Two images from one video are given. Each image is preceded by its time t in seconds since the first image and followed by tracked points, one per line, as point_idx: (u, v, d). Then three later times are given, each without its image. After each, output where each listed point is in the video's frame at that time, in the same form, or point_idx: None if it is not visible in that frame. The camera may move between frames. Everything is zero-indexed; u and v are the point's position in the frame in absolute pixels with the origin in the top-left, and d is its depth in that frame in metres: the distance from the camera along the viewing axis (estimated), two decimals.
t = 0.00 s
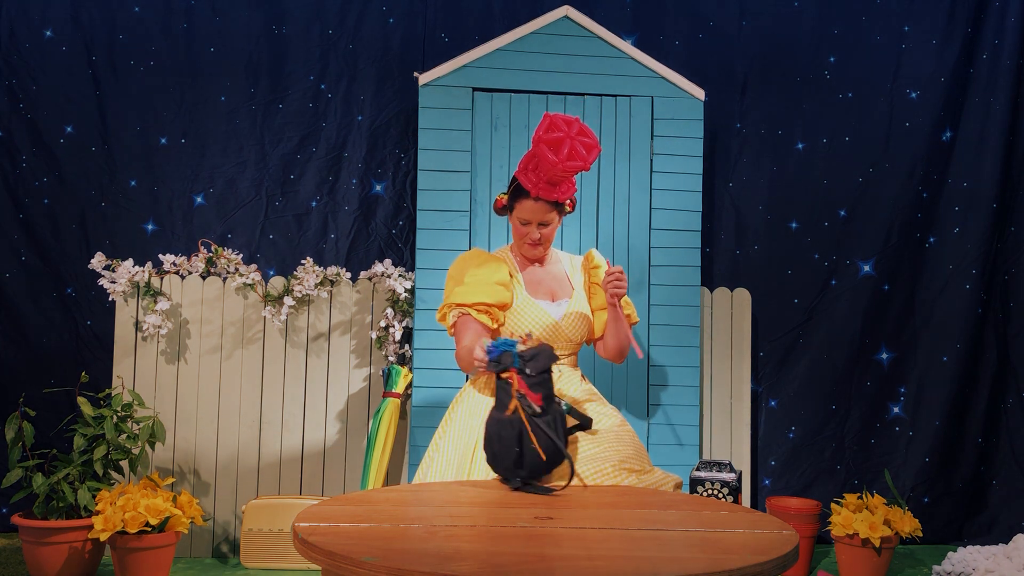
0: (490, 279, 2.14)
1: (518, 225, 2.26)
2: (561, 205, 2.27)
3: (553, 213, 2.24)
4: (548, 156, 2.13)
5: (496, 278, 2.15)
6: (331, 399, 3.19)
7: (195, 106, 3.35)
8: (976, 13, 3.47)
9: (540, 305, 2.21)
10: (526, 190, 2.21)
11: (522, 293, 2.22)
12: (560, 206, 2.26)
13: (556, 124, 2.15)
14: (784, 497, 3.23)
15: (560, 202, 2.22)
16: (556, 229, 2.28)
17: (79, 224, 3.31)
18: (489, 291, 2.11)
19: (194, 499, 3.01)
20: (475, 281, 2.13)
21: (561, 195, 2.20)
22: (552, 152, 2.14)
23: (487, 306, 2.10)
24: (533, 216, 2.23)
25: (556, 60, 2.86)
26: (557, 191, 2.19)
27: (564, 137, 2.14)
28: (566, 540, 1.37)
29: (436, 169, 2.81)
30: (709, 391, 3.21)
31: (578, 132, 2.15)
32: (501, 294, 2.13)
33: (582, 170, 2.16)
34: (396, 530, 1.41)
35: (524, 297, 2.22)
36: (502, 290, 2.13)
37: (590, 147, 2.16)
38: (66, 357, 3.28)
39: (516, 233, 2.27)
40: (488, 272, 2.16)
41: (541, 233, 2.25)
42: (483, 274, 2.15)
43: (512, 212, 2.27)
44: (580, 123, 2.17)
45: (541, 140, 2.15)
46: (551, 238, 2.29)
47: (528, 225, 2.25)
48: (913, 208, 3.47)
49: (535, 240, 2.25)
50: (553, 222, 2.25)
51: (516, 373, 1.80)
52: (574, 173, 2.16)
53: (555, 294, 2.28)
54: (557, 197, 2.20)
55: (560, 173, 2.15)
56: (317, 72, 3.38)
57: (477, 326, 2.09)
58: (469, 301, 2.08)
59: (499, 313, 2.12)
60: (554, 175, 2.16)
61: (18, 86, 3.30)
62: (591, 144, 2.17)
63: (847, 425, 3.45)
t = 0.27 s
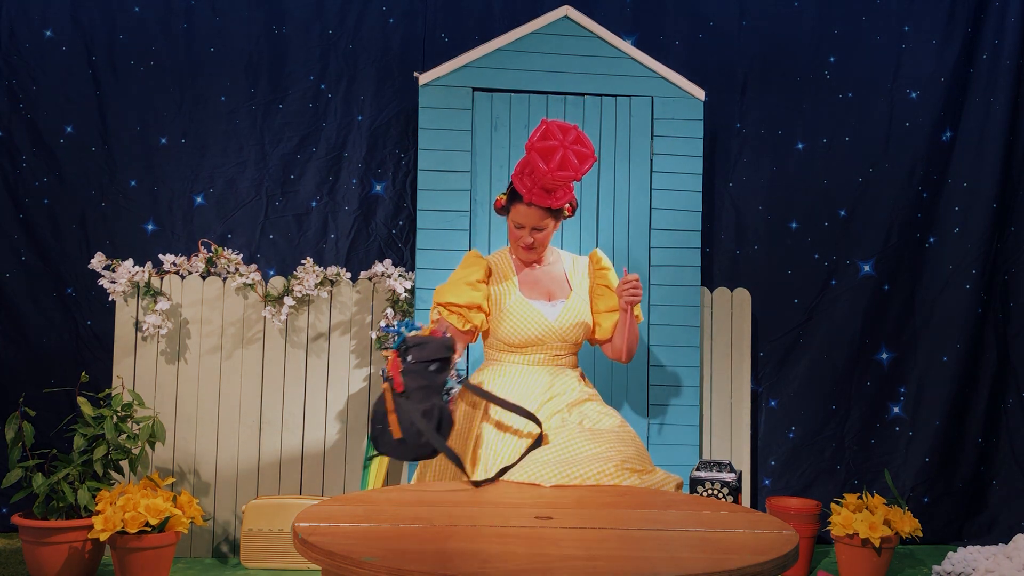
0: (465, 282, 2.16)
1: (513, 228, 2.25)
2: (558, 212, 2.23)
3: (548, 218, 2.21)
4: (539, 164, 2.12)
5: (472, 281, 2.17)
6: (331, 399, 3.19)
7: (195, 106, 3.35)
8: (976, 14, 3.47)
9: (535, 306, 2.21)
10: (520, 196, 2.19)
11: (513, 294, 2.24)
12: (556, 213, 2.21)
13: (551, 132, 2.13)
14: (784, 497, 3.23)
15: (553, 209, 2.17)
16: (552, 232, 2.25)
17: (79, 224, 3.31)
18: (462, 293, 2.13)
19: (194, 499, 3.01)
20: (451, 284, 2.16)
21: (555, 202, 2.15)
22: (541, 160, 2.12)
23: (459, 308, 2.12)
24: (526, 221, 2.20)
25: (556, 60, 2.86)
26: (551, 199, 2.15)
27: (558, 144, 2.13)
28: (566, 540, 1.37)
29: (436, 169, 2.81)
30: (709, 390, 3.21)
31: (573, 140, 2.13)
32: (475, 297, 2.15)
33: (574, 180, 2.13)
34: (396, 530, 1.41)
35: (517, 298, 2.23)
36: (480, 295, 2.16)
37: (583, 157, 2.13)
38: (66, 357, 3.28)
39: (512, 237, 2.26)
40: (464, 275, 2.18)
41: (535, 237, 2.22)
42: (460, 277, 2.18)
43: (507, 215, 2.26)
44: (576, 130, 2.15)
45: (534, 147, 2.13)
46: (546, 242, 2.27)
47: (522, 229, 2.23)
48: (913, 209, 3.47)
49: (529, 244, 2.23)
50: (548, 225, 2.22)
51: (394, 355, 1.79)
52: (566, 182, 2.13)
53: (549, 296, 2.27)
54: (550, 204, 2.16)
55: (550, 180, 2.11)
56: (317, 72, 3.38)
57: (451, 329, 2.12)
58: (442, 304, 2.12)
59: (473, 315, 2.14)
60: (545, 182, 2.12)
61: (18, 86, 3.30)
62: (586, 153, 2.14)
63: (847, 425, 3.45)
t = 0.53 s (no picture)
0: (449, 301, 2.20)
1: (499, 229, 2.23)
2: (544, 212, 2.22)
3: (535, 219, 2.20)
4: (527, 162, 2.10)
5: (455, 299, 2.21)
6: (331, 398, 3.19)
7: (195, 106, 3.35)
8: (976, 14, 3.47)
9: (524, 313, 2.20)
10: (507, 196, 2.18)
11: (501, 303, 2.24)
12: (543, 212, 2.20)
13: (537, 130, 2.11)
14: (784, 497, 3.24)
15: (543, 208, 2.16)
16: (537, 234, 2.23)
17: (79, 224, 3.31)
18: (447, 315, 2.18)
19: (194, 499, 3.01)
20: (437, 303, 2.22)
21: (543, 202, 2.14)
22: (529, 159, 2.10)
23: (444, 327, 2.19)
24: (512, 222, 2.18)
25: (555, 60, 2.85)
26: (538, 199, 2.14)
27: (544, 143, 2.10)
28: (567, 540, 1.37)
29: (436, 169, 2.81)
30: (709, 390, 3.21)
31: (560, 140, 2.10)
32: (460, 315, 2.20)
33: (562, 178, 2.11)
34: (396, 530, 1.41)
35: (505, 308, 2.22)
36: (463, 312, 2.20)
37: (572, 154, 2.10)
38: (66, 357, 3.28)
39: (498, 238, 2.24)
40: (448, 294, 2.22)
41: (521, 238, 2.21)
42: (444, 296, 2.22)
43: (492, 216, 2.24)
44: (564, 130, 2.11)
45: (520, 146, 2.11)
46: (533, 243, 2.25)
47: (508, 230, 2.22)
48: (913, 209, 3.47)
49: (514, 246, 2.22)
50: (534, 228, 2.21)
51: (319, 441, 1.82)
52: (553, 180, 2.12)
53: (535, 299, 2.25)
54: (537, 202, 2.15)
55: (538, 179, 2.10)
56: (317, 72, 3.38)
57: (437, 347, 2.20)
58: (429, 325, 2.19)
59: (461, 332, 2.20)
60: (533, 181, 2.12)
61: (18, 86, 3.30)
62: (574, 150, 2.11)
63: (847, 425, 3.45)
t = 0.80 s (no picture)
0: (434, 316, 2.23)
1: (486, 233, 2.23)
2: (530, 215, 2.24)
3: (522, 222, 2.22)
4: (520, 162, 2.10)
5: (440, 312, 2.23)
6: (331, 398, 3.19)
7: (196, 106, 3.35)
8: (976, 13, 3.47)
9: (510, 317, 2.20)
10: (496, 198, 2.17)
11: (486, 310, 2.23)
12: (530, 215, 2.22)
13: (527, 130, 2.10)
14: (784, 497, 3.24)
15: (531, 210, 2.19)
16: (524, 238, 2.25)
17: (79, 224, 3.31)
18: (434, 331, 2.21)
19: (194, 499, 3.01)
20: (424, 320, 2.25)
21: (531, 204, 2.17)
22: (523, 159, 2.10)
23: (435, 343, 2.22)
24: (501, 225, 2.20)
25: (555, 60, 2.86)
26: (527, 200, 2.16)
27: (536, 143, 2.10)
28: (567, 540, 1.37)
29: (436, 169, 2.81)
30: (710, 390, 3.21)
31: (550, 140, 2.10)
32: (448, 328, 2.22)
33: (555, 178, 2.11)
34: (396, 530, 1.41)
35: (492, 314, 2.22)
36: (452, 325, 2.22)
37: (563, 154, 2.12)
38: (66, 357, 3.28)
39: (484, 242, 2.25)
40: (432, 309, 2.24)
41: (509, 240, 2.22)
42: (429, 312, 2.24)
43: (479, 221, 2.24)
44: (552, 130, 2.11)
45: (511, 147, 2.11)
46: (519, 246, 2.27)
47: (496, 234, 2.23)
48: (913, 209, 3.47)
49: (501, 248, 2.23)
50: (521, 230, 2.22)
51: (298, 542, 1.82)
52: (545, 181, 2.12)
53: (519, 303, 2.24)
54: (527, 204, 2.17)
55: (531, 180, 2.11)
56: (317, 72, 3.38)
57: (432, 362, 2.24)
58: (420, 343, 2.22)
59: (451, 344, 2.23)
60: (525, 182, 2.12)
61: (18, 86, 3.30)
62: (564, 151, 2.13)
63: (847, 425, 3.45)
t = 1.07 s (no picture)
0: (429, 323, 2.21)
1: (478, 227, 2.22)
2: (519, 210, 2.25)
3: (515, 214, 2.23)
4: (513, 148, 2.14)
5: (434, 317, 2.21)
6: (331, 398, 3.19)
7: (196, 106, 3.35)
8: (976, 13, 3.47)
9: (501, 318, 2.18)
10: (488, 189, 2.18)
11: (478, 312, 2.22)
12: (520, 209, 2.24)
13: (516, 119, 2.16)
14: (784, 497, 3.24)
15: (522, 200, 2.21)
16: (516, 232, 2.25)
17: (79, 224, 3.31)
18: (432, 339, 2.20)
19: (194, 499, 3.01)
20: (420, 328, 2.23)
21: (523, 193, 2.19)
22: (516, 145, 2.14)
23: (433, 351, 2.21)
24: (494, 214, 2.20)
25: (555, 60, 2.86)
26: (518, 191, 2.18)
27: (526, 131, 2.16)
28: (567, 540, 1.37)
29: (436, 169, 2.81)
30: (710, 390, 3.21)
31: (539, 129, 2.17)
32: (444, 334, 2.20)
33: (546, 165, 2.16)
34: (396, 530, 1.41)
35: (484, 315, 2.20)
36: (448, 330, 2.20)
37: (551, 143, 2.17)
38: (66, 357, 3.28)
39: (476, 235, 2.22)
40: (425, 316, 2.22)
41: (501, 231, 2.21)
42: (423, 320, 2.22)
43: (471, 214, 2.23)
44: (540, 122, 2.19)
45: (503, 136, 2.16)
46: (510, 241, 2.25)
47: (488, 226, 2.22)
48: (913, 209, 3.47)
49: (494, 240, 2.21)
50: (514, 222, 2.22)
51: None
52: (535, 168, 2.15)
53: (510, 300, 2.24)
54: (517, 194, 2.18)
55: (523, 166, 2.14)
56: (317, 72, 3.38)
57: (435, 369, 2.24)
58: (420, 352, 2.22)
59: (451, 350, 2.22)
60: (517, 169, 2.15)
61: (18, 86, 3.30)
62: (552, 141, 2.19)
63: (847, 425, 3.45)
